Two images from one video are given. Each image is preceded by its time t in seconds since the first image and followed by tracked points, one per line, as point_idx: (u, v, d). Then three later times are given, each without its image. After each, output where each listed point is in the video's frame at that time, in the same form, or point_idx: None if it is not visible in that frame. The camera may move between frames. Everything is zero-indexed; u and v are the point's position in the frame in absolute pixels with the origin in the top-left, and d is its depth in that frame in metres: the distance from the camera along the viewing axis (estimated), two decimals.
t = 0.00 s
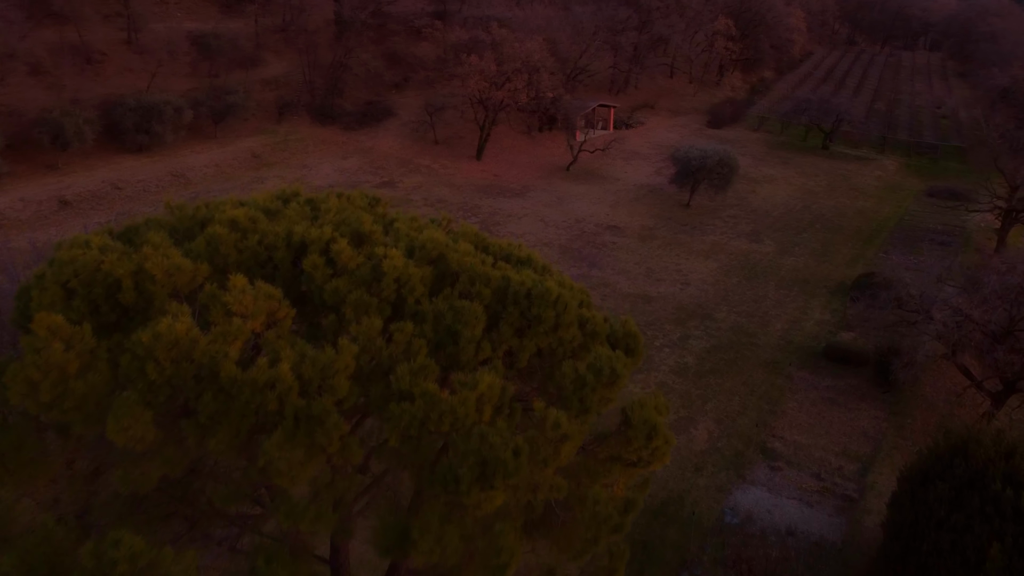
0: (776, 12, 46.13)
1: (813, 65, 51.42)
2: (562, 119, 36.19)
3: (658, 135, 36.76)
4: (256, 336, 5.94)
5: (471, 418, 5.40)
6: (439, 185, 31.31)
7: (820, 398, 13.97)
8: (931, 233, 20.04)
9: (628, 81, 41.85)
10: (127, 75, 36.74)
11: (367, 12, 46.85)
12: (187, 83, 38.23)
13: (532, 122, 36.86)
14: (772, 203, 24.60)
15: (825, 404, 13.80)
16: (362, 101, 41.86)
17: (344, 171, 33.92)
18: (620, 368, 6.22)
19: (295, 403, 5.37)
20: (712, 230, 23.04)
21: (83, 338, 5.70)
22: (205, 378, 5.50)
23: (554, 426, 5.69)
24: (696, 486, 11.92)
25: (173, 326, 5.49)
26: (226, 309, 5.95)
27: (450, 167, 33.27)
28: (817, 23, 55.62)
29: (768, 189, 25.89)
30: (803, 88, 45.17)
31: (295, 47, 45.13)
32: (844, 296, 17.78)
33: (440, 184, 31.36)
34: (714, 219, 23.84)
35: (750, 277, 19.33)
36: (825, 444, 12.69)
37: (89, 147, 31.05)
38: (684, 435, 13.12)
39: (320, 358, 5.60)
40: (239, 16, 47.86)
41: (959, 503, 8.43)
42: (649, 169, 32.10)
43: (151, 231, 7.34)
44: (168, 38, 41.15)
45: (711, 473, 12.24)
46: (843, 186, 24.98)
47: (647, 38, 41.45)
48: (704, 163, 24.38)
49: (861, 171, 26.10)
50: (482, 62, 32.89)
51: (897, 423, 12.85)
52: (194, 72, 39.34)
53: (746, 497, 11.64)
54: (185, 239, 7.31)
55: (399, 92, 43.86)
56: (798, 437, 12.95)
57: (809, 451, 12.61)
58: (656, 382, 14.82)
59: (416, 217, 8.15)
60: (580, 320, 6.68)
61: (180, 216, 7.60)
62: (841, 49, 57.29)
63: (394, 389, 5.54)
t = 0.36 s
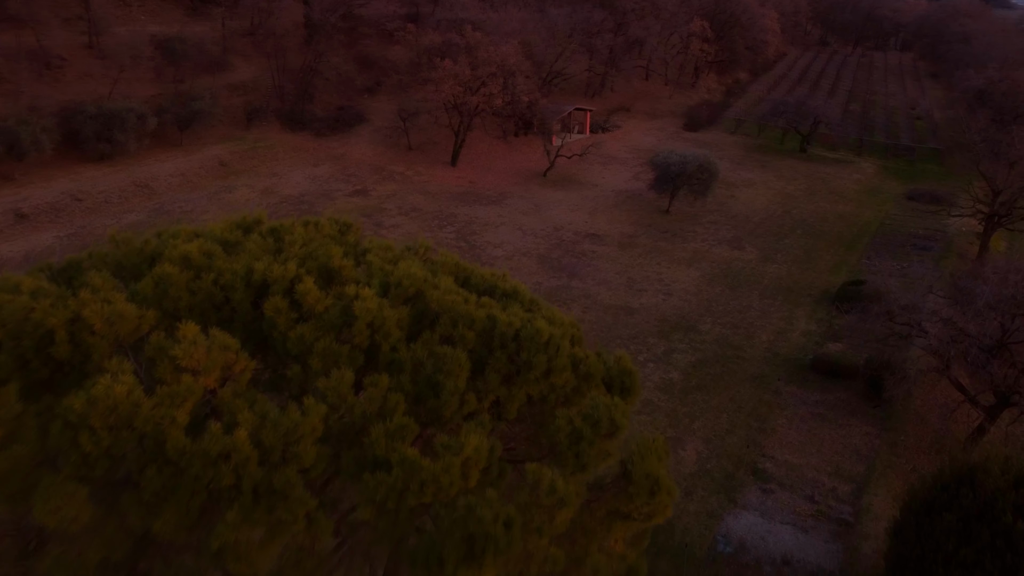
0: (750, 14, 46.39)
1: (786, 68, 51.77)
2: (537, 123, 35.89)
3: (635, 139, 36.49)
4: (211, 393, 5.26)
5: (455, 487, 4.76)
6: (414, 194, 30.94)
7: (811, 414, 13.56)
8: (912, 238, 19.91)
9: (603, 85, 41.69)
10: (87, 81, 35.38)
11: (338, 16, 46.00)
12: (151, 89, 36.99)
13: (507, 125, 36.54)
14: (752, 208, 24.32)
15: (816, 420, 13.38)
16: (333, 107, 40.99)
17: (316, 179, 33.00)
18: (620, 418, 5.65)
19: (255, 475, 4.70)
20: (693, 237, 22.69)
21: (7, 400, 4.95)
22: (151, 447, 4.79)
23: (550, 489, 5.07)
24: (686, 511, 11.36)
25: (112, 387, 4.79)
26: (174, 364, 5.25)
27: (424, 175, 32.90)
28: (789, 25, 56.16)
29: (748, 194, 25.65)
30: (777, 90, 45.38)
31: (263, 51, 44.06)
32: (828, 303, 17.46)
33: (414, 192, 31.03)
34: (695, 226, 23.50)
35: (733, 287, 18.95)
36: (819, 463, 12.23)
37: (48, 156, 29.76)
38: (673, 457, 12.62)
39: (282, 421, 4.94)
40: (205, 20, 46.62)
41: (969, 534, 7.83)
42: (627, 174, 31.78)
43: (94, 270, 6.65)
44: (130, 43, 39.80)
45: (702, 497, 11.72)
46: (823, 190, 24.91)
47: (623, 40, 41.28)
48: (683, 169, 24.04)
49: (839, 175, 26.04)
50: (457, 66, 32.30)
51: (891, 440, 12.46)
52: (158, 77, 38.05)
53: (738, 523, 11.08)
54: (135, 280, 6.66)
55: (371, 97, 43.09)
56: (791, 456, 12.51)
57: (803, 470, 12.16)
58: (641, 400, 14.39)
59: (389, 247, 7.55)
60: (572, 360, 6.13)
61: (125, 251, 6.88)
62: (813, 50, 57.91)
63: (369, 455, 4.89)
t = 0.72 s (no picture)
0: (723, 15, 46.48)
1: (760, 69, 52.03)
2: (513, 128, 35.59)
3: (612, 142, 36.24)
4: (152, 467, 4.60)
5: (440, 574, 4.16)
6: (387, 202, 30.70)
7: (800, 432, 13.18)
8: (894, 243, 19.78)
9: (578, 88, 41.51)
10: (45, 88, 34.00)
11: (307, 19, 45.02)
12: (113, 95, 35.69)
13: (482, 130, 36.31)
14: (732, 213, 24.08)
15: (806, 437, 13.01)
16: (304, 112, 40.04)
17: (286, 187, 32.04)
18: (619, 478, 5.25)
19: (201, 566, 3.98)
20: (673, 244, 22.37)
21: None
22: (77, 540, 4.07)
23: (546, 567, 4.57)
24: (676, 540, 10.86)
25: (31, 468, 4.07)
26: (114, 434, 4.61)
27: (396, 184, 32.62)
28: (761, 26, 56.59)
29: (727, 199, 25.43)
30: (752, 92, 45.51)
31: (230, 55, 42.89)
32: (812, 313, 17.14)
33: (386, 201, 30.80)
34: (675, 233, 23.20)
35: (716, 296, 18.57)
36: (812, 485, 11.82)
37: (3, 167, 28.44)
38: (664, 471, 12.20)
39: (237, 502, 4.29)
40: (169, 22, 45.25)
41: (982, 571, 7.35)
42: (605, 179, 31.43)
43: (24, 319, 6.00)
44: (91, 47, 38.40)
45: (692, 523, 11.21)
46: (801, 194, 24.87)
47: (598, 42, 41.07)
48: (662, 175, 23.72)
49: (818, 179, 25.98)
50: (430, 71, 31.70)
51: (884, 458, 12.13)
52: (120, 83, 36.74)
53: (730, 552, 10.60)
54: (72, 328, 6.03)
55: (342, 101, 42.20)
56: (783, 478, 12.09)
57: (795, 493, 11.73)
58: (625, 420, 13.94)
59: (360, 284, 7.13)
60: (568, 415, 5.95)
61: (62, 296, 6.25)
62: (786, 51, 58.39)
63: (336, 537, 4.26)
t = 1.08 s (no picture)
0: (695, 17, 46.69)
1: (732, 72, 52.32)
2: (487, 134, 35.22)
3: (586, 147, 36.00)
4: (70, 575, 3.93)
5: None
6: (358, 212, 30.06)
7: (789, 450, 12.80)
8: (875, 249, 19.62)
9: (552, 92, 41.24)
10: None
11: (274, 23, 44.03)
12: (72, 102, 34.34)
13: (455, 136, 36.02)
14: (710, 219, 23.87)
15: (794, 456, 12.63)
16: (271, 118, 38.97)
17: (253, 197, 31.03)
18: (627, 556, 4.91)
19: None
20: (652, 253, 22.06)
21: None
22: None
23: None
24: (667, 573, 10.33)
25: None
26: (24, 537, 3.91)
27: (369, 192, 31.98)
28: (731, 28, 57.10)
29: (705, 204, 25.21)
30: (725, 95, 45.67)
31: (194, 59, 41.63)
32: (796, 323, 16.78)
33: (358, 210, 30.14)
34: (653, 240, 22.95)
35: (698, 307, 18.20)
36: (804, 509, 11.41)
37: None
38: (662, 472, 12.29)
39: None
40: (130, 26, 43.83)
41: None
42: (580, 184, 31.06)
43: None
44: (47, 53, 36.95)
45: (682, 554, 10.70)
46: (778, 198, 24.80)
47: (573, 45, 41.42)
48: (640, 182, 23.40)
49: (795, 183, 25.96)
50: (401, 76, 31.08)
51: (875, 478, 11.81)
52: (79, 90, 35.41)
53: None
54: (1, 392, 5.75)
55: (312, 107, 41.25)
56: (774, 501, 11.67)
57: (787, 517, 11.31)
58: (610, 442, 13.44)
59: (326, 333, 7.28)
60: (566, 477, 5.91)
61: None
62: (756, 53, 58.97)
63: None
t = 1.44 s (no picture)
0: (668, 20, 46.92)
1: (704, 75, 52.56)
2: (460, 140, 34.65)
3: (561, 152, 35.64)
4: None
5: None
6: (329, 222, 29.21)
7: (779, 470, 12.35)
8: (855, 255, 19.43)
9: (525, 96, 40.88)
10: None
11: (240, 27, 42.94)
12: (26, 110, 32.93)
13: (428, 142, 35.40)
14: (688, 226, 23.61)
15: (784, 477, 12.18)
16: (238, 125, 37.85)
17: (219, 208, 29.95)
18: None
19: None
20: (631, 261, 21.68)
21: None
22: None
23: None
24: None
25: None
26: None
27: (340, 201, 31.19)
28: (702, 31, 57.49)
29: (682, 211, 24.95)
30: (698, 98, 45.77)
31: (157, 65, 40.34)
32: (779, 334, 16.39)
33: (329, 220, 29.33)
34: (631, 248, 22.62)
35: (680, 318, 17.77)
36: (798, 534, 10.95)
37: None
38: (661, 472, 12.47)
39: None
40: (89, 31, 42.35)
41: None
42: (556, 191, 30.58)
43: None
44: None
45: None
46: (756, 204, 24.67)
47: (546, 48, 41.51)
48: (618, 189, 22.99)
49: (772, 188, 25.93)
50: (372, 82, 30.41)
51: (870, 499, 11.40)
52: (34, 98, 34.00)
53: None
54: None
55: (280, 114, 40.24)
56: (765, 525, 11.20)
57: (781, 543, 10.84)
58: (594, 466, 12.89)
59: (286, 394, 6.79)
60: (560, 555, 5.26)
61: None
62: (727, 55, 59.45)
63: None
